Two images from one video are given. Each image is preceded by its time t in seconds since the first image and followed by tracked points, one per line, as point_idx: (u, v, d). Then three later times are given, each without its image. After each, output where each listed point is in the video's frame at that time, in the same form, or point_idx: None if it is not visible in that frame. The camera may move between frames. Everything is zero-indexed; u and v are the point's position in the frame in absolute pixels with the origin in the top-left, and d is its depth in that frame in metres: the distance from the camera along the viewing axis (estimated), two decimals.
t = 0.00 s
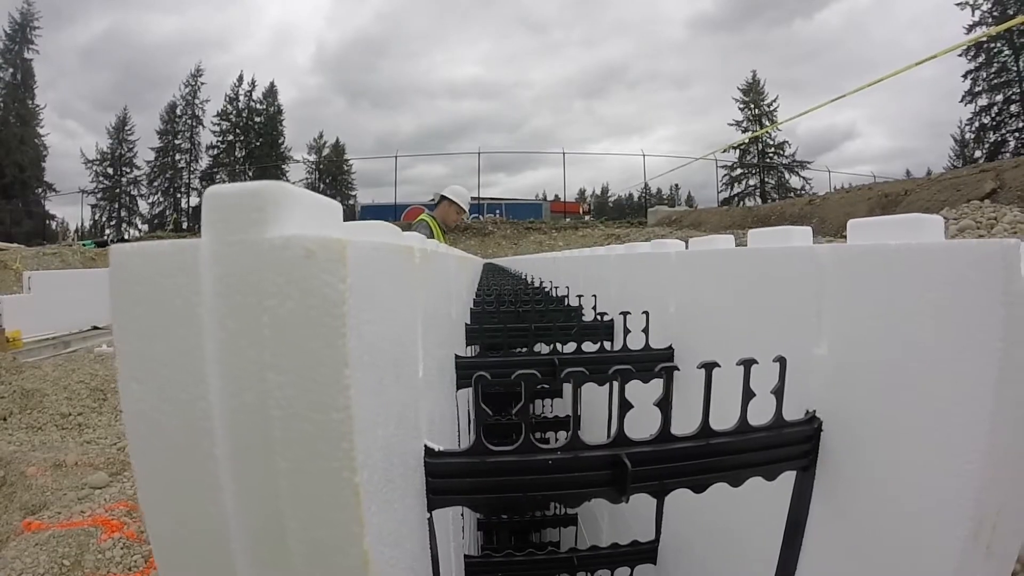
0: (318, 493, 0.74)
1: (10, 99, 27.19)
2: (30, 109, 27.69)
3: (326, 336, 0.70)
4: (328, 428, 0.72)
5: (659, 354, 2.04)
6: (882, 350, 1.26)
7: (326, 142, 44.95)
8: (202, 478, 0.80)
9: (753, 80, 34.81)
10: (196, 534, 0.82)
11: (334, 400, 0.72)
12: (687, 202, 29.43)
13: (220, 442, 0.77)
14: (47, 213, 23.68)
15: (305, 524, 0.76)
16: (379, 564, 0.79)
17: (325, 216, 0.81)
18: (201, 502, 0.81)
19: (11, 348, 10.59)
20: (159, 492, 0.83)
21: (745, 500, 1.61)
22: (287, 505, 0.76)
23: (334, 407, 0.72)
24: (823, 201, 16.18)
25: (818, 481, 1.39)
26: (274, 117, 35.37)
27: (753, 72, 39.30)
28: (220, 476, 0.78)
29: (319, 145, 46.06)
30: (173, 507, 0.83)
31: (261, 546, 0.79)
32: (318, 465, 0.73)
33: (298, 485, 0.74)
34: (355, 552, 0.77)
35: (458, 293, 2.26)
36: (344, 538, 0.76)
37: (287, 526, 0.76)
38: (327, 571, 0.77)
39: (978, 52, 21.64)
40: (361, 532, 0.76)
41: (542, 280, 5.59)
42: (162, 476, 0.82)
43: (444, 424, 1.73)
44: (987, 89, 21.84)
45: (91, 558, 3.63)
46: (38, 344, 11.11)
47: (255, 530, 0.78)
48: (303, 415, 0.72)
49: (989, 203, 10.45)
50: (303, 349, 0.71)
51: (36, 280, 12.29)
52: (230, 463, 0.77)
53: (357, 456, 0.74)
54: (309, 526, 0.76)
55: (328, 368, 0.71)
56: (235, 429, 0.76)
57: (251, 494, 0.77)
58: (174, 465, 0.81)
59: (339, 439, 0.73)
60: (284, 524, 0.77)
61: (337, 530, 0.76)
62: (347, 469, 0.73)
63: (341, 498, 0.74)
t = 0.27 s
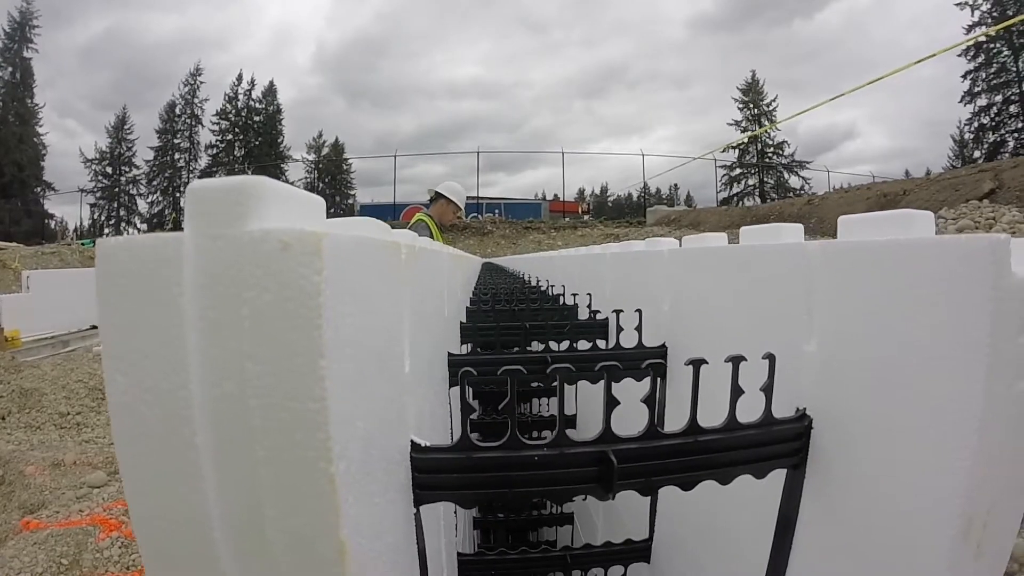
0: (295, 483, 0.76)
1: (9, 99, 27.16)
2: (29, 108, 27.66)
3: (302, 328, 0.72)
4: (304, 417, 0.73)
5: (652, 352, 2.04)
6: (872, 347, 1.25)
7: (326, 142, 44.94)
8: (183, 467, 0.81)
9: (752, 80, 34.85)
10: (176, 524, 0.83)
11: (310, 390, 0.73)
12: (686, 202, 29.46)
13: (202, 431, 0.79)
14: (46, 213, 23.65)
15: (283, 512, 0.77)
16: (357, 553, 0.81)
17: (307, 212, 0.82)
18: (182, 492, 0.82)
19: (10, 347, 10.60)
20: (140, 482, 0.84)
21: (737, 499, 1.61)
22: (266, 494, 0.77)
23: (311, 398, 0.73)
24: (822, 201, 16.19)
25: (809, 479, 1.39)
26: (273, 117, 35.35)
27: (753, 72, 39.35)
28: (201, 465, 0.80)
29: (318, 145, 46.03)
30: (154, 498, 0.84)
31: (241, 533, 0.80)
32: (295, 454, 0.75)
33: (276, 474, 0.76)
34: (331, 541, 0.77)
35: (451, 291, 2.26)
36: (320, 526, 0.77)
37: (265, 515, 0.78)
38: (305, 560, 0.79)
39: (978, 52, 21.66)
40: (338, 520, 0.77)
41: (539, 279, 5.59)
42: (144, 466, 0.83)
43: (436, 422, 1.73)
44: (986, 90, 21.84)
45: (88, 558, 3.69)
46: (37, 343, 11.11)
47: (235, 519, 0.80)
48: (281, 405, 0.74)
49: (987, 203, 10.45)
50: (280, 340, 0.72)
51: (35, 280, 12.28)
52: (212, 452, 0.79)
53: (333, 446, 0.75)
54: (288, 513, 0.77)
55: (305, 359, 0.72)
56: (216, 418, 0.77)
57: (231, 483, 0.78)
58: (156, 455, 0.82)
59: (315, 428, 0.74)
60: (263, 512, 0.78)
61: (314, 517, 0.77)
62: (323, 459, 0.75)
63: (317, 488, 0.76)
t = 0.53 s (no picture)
0: (271, 481, 0.76)
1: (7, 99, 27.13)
2: (27, 109, 27.64)
3: (276, 327, 0.72)
4: (279, 415, 0.74)
5: (645, 351, 2.03)
6: (858, 347, 1.25)
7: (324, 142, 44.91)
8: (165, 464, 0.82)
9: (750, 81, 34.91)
10: (159, 519, 0.84)
11: (284, 388, 0.73)
12: (685, 203, 29.48)
13: (182, 427, 0.80)
14: (44, 213, 23.61)
15: (260, 508, 0.77)
16: (333, 552, 0.81)
17: (290, 214, 0.82)
18: (163, 488, 0.83)
19: (7, 348, 10.60)
20: (124, 477, 0.85)
21: (726, 499, 1.61)
22: (243, 490, 0.77)
23: (285, 395, 0.73)
24: (820, 202, 16.21)
25: (796, 480, 1.39)
26: (272, 117, 35.34)
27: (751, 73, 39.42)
28: (182, 462, 0.81)
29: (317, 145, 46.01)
30: (138, 493, 0.85)
31: (220, 529, 0.81)
32: (270, 451, 0.75)
33: (252, 472, 0.76)
34: (307, 538, 0.78)
35: (443, 292, 2.26)
36: (296, 522, 0.77)
37: (243, 512, 0.78)
38: (282, 558, 0.79)
39: (975, 53, 21.70)
40: (313, 516, 0.77)
41: (536, 280, 5.59)
42: (129, 462, 0.84)
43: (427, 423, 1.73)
44: (984, 90, 21.88)
45: (87, 558, 3.75)
46: (35, 343, 11.11)
47: (214, 515, 0.81)
48: (257, 403, 0.74)
49: (984, 203, 10.47)
50: (255, 339, 0.72)
51: (33, 281, 12.26)
52: (192, 448, 0.80)
53: (308, 444, 0.75)
54: (264, 510, 0.77)
55: (279, 358, 0.72)
56: (197, 416, 0.78)
57: (211, 479, 0.79)
58: (138, 451, 0.83)
59: (289, 425, 0.74)
60: (241, 509, 0.78)
61: (289, 513, 0.77)
62: (298, 456, 0.75)
63: (293, 486, 0.76)
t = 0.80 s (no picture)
0: (251, 478, 0.77)
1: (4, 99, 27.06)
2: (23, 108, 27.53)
3: (254, 328, 0.73)
4: (259, 414, 0.75)
5: (638, 352, 2.02)
6: (845, 348, 1.25)
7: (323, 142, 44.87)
8: (148, 464, 0.82)
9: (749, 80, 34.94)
10: (143, 519, 0.84)
11: (263, 387, 0.74)
12: (683, 202, 29.51)
13: (165, 427, 0.80)
14: (41, 213, 23.55)
15: (240, 506, 0.78)
16: (314, 551, 0.82)
17: (272, 216, 0.83)
18: (148, 487, 0.82)
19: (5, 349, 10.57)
20: (109, 477, 0.85)
21: (717, 500, 1.61)
22: (224, 489, 0.78)
23: (265, 394, 0.74)
24: (817, 201, 16.23)
25: (785, 481, 1.39)
26: (270, 117, 35.28)
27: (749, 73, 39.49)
28: (166, 462, 0.81)
29: (315, 145, 45.98)
30: (122, 493, 0.85)
31: (202, 528, 0.81)
32: (250, 449, 0.76)
33: (234, 470, 0.77)
34: (286, 535, 0.79)
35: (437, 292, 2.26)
36: (275, 519, 0.78)
37: (224, 511, 0.79)
38: (261, 555, 0.80)
39: (972, 53, 21.75)
40: (291, 514, 0.78)
41: (533, 280, 5.60)
42: (113, 462, 0.84)
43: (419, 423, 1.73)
44: (981, 90, 21.93)
45: (84, 558, 3.75)
46: (33, 344, 11.08)
47: (198, 514, 0.81)
48: (238, 403, 0.75)
49: (981, 203, 10.49)
50: (235, 340, 0.73)
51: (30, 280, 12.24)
52: (176, 448, 0.80)
53: (286, 442, 0.76)
54: (244, 507, 0.78)
55: (258, 358, 0.73)
56: (179, 415, 0.79)
57: (193, 479, 0.79)
58: (123, 450, 0.83)
59: (269, 424, 0.75)
60: (222, 507, 0.79)
61: (269, 511, 0.78)
62: (276, 454, 0.76)
63: (273, 483, 0.77)
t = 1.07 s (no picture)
0: (234, 481, 0.76)
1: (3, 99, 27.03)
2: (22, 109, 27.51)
3: (236, 332, 0.73)
4: (242, 417, 0.74)
5: (633, 354, 2.02)
6: (838, 351, 1.25)
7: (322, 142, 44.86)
8: (135, 467, 0.81)
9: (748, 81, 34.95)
10: (130, 522, 0.84)
11: (246, 391, 0.74)
12: (682, 203, 29.52)
13: (152, 430, 0.80)
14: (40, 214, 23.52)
15: (226, 509, 0.77)
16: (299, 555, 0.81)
17: (257, 220, 0.83)
18: (135, 491, 0.82)
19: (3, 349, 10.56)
20: (98, 479, 0.85)
21: (711, 503, 1.60)
22: (210, 492, 0.77)
23: (247, 397, 0.74)
24: (816, 202, 16.24)
25: (779, 483, 1.39)
26: (269, 117, 35.28)
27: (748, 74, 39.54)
28: (152, 465, 0.80)
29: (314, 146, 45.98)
30: (110, 495, 0.84)
31: (188, 530, 0.81)
32: (234, 452, 0.75)
33: (217, 474, 0.76)
34: (270, 538, 0.78)
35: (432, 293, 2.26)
36: (259, 522, 0.77)
37: (209, 514, 0.78)
38: (247, 559, 0.79)
39: (971, 54, 21.78)
40: (276, 516, 0.77)
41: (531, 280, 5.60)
42: (101, 465, 0.84)
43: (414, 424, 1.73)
44: (979, 91, 21.95)
45: (82, 558, 3.75)
46: (31, 344, 11.07)
47: (183, 517, 0.80)
48: (221, 407, 0.74)
49: (980, 204, 10.50)
50: (219, 343, 0.73)
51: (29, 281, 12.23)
52: (163, 451, 0.79)
53: (270, 445, 0.75)
54: (230, 510, 0.77)
55: (241, 361, 0.73)
56: (165, 419, 0.78)
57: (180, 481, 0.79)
58: (110, 453, 0.83)
59: (252, 427, 0.74)
60: (208, 510, 0.78)
61: (254, 514, 0.77)
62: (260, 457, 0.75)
63: (256, 486, 0.76)
